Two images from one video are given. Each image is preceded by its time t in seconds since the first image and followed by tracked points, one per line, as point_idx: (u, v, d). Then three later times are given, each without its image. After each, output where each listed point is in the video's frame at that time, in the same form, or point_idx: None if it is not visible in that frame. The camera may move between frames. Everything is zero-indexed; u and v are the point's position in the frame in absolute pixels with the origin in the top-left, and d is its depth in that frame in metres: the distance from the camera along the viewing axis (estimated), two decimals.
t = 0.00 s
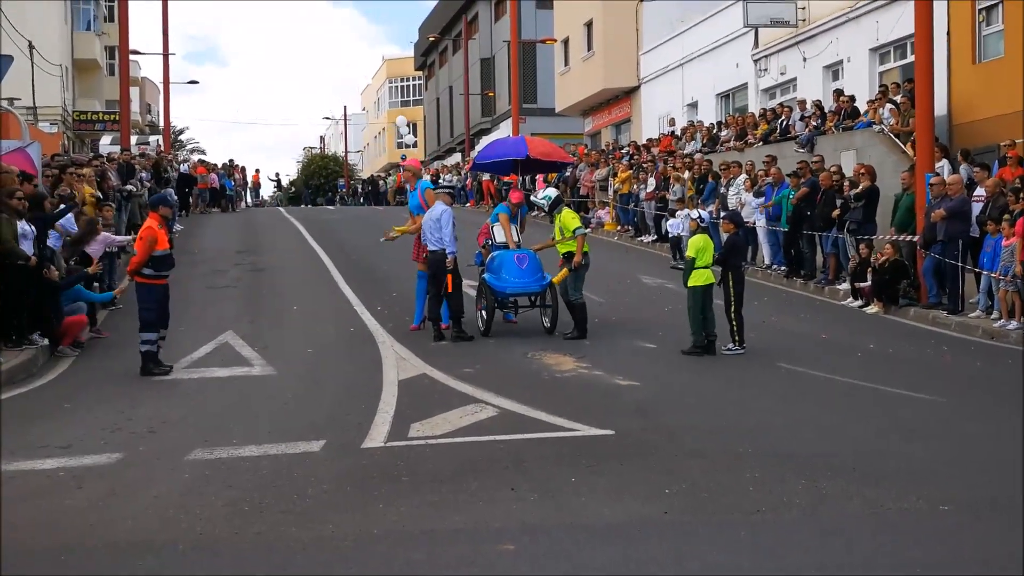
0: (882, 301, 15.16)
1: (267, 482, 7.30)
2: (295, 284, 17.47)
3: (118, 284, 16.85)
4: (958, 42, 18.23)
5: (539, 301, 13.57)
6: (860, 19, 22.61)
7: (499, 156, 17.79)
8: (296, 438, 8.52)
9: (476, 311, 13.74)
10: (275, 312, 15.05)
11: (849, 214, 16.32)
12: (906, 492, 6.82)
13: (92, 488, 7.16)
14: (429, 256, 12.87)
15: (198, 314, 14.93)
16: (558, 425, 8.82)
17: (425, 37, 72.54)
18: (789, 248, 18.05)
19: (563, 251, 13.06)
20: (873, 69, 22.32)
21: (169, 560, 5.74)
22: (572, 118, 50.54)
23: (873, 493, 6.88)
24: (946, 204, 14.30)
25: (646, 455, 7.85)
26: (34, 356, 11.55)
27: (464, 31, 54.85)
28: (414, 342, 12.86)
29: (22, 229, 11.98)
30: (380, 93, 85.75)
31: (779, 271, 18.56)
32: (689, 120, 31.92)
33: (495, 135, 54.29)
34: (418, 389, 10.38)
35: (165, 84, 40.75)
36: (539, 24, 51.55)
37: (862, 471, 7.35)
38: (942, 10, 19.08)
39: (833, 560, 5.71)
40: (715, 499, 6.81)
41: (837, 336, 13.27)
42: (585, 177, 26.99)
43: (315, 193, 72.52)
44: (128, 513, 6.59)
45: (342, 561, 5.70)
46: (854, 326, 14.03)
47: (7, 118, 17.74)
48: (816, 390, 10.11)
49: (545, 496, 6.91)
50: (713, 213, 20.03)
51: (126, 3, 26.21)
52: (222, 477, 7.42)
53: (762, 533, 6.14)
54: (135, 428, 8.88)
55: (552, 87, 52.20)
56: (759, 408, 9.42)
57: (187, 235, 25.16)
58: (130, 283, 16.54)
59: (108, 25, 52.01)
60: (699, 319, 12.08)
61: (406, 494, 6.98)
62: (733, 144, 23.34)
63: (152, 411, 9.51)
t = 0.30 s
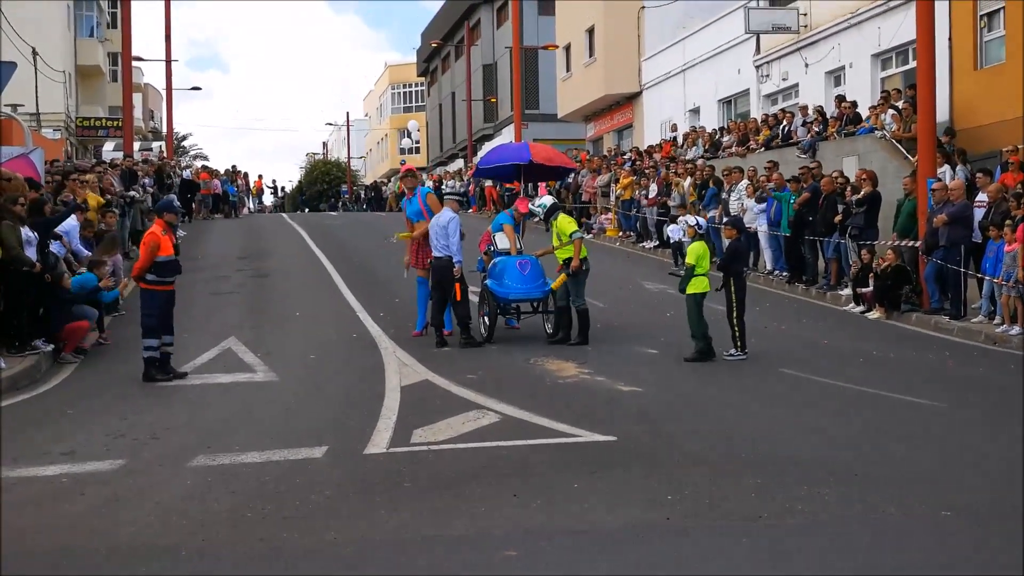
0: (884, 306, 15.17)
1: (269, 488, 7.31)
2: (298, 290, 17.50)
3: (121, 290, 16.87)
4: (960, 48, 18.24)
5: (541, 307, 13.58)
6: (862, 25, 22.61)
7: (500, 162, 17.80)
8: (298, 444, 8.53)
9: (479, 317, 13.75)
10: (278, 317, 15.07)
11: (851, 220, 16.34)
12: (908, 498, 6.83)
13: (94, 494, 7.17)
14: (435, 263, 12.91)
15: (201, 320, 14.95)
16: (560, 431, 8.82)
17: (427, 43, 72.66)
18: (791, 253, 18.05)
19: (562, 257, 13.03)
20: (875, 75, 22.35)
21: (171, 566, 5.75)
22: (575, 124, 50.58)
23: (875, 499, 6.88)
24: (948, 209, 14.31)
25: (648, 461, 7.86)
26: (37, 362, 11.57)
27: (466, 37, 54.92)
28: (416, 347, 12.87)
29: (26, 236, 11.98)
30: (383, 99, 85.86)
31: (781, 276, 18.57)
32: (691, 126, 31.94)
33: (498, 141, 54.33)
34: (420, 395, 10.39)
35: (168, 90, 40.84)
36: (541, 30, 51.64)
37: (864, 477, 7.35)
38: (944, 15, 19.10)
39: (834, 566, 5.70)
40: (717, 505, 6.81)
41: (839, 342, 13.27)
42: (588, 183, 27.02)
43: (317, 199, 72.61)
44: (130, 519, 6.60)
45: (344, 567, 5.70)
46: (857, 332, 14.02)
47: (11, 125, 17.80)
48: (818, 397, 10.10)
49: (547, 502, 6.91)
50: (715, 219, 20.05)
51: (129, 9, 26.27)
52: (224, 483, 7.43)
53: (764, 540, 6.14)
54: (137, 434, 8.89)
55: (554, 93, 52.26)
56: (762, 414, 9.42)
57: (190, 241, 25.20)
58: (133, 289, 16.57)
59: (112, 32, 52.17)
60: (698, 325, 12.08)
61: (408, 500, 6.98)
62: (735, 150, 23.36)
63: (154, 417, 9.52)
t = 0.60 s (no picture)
0: (887, 310, 15.16)
1: (272, 493, 7.29)
2: (301, 295, 17.50)
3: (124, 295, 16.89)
4: (964, 52, 18.24)
5: (544, 311, 13.59)
6: (864, 29, 22.59)
7: (501, 166, 17.80)
8: (301, 448, 8.52)
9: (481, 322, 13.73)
10: (280, 321, 15.07)
11: (854, 223, 16.32)
12: (912, 501, 6.81)
13: (97, 498, 7.17)
14: (451, 266, 12.86)
15: (203, 324, 14.96)
16: (563, 436, 8.81)
17: (430, 47, 72.71)
18: (794, 256, 18.02)
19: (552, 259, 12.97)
20: (878, 78, 22.39)
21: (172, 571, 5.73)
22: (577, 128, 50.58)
23: (878, 503, 6.86)
24: (951, 212, 14.30)
25: (651, 465, 7.84)
26: (39, 366, 11.57)
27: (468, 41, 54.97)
28: (418, 352, 12.87)
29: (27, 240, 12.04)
30: (385, 103, 85.95)
31: (784, 280, 18.54)
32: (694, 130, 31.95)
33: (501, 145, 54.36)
34: (423, 399, 10.38)
35: (170, 95, 40.89)
36: (543, 34, 51.69)
37: (867, 481, 7.33)
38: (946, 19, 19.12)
39: (838, 571, 5.68)
40: (720, 509, 6.79)
41: (842, 345, 13.25)
42: (590, 187, 27.03)
43: (320, 203, 72.63)
44: (133, 524, 6.59)
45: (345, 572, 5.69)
46: (860, 335, 14.00)
47: (13, 130, 17.84)
48: (821, 400, 10.08)
49: (550, 506, 6.89)
50: (718, 223, 20.05)
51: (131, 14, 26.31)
52: (226, 487, 7.43)
53: (767, 544, 6.12)
54: (140, 439, 8.89)
55: (556, 97, 52.28)
56: (765, 417, 9.39)
57: (192, 246, 25.22)
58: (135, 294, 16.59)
59: (114, 37, 52.25)
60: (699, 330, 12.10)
61: (411, 505, 6.97)
62: (738, 153, 23.34)
63: (157, 421, 9.51)
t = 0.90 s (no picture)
0: (890, 313, 15.16)
1: (275, 496, 7.29)
2: (304, 298, 17.51)
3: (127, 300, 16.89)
4: (965, 55, 18.27)
5: (546, 314, 13.59)
6: (866, 32, 22.54)
7: (502, 169, 17.81)
8: (303, 452, 8.52)
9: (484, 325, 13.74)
10: (283, 325, 15.08)
11: (856, 226, 16.30)
12: (914, 504, 6.80)
13: (100, 502, 7.17)
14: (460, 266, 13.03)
15: (207, 328, 14.95)
16: (565, 439, 8.81)
17: (432, 51, 72.78)
18: (795, 260, 18.03)
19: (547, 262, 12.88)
20: (879, 82, 22.53)
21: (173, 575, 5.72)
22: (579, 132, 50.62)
23: (882, 506, 6.84)
24: (953, 216, 14.29)
25: (654, 468, 7.84)
26: (41, 371, 11.58)
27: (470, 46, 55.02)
28: (421, 355, 12.86)
29: (31, 244, 12.08)
30: (387, 107, 85.98)
31: (787, 283, 18.52)
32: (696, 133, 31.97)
33: (503, 149, 54.36)
34: (426, 403, 10.38)
35: (173, 99, 40.92)
36: (545, 38, 51.72)
37: (870, 485, 7.32)
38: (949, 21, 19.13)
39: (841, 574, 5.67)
40: (723, 512, 6.78)
41: (845, 349, 13.24)
42: (592, 191, 27.02)
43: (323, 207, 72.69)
44: (135, 528, 6.58)
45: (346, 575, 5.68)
46: (863, 339, 13.99)
47: (16, 134, 17.86)
48: (825, 404, 10.06)
49: (553, 510, 6.88)
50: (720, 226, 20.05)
51: (134, 18, 26.33)
52: (228, 491, 7.42)
53: (769, 547, 6.11)
54: (142, 442, 8.88)
55: (558, 100, 52.31)
56: (768, 421, 9.39)
57: (195, 250, 25.22)
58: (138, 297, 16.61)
59: (117, 41, 52.30)
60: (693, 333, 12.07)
61: (413, 508, 6.96)
62: (740, 157, 23.35)
63: (159, 425, 9.52)
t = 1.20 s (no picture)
0: (892, 316, 15.15)
1: (276, 500, 7.29)
2: (306, 302, 17.51)
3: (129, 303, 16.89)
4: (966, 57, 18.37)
5: (548, 318, 13.60)
6: (868, 35, 22.57)
7: (505, 173, 17.80)
8: (306, 456, 8.52)
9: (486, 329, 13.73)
10: (285, 329, 15.07)
11: (858, 229, 16.29)
12: (917, 507, 6.79)
13: (102, 506, 7.17)
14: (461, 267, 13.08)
15: (209, 332, 14.96)
16: (567, 442, 8.80)
17: (434, 54, 72.87)
18: (798, 263, 18.03)
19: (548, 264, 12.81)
20: (882, 84, 22.42)
21: None
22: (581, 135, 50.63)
23: (884, 510, 6.83)
24: (955, 218, 14.28)
25: (656, 471, 7.84)
26: (44, 375, 11.58)
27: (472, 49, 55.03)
28: (423, 359, 12.86)
29: (34, 248, 12.12)
30: (389, 111, 86.01)
31: (788, 286, 18.50)
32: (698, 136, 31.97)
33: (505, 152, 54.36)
34: (428, 406, 10.37)
35: (175, 103, 40.94)
36: (547, 41, 51.73)
37: (872, 488, 7.31)
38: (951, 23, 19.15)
39: None
40: (725, 515, 6.78)
41: (847, 352, 13.23)
42: (594, 194, 27.01)
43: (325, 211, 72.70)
44: (137, 532, 6.58)
45: None
46: (865, 342, 13.99)
47: (19, 138, 17.88)
48: (828, 407, 10.05)
49: (556, 513, 6.88)
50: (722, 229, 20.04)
51: (137, 22, 26.35)
52: (230, 495, 7.42)
53: (772, 550, 6.10)
54: (144, 446, 8.89)
55: (560, 104, 52.36)
56: (770, 424, 9.39)
57: (197, 253, 25.22)
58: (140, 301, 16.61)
59: (119, 45, 52.35)
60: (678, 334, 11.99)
61: (415, 512, 6.96)
62: (742, 160, 23.35)
63: (160, 429, 9.51)
